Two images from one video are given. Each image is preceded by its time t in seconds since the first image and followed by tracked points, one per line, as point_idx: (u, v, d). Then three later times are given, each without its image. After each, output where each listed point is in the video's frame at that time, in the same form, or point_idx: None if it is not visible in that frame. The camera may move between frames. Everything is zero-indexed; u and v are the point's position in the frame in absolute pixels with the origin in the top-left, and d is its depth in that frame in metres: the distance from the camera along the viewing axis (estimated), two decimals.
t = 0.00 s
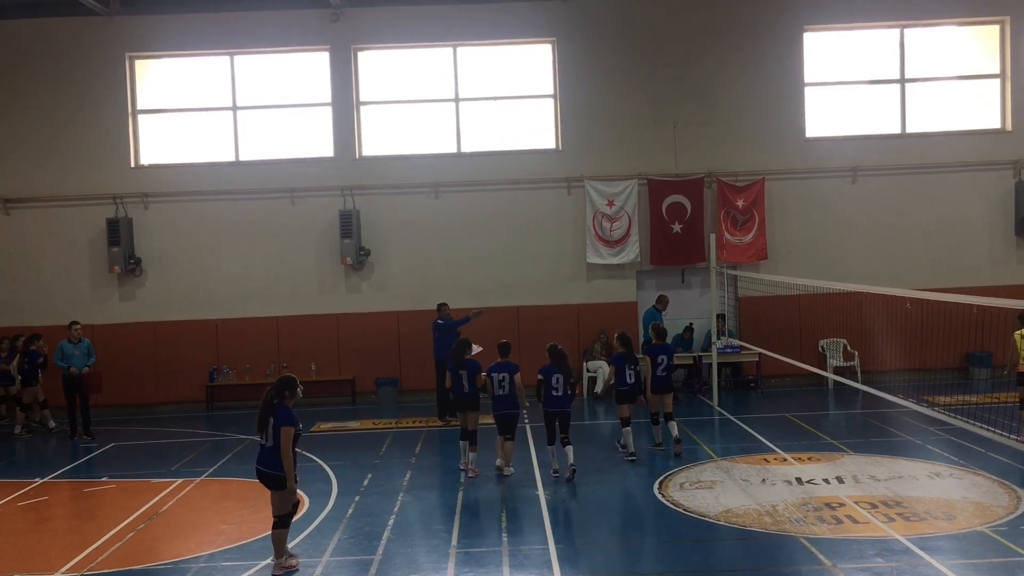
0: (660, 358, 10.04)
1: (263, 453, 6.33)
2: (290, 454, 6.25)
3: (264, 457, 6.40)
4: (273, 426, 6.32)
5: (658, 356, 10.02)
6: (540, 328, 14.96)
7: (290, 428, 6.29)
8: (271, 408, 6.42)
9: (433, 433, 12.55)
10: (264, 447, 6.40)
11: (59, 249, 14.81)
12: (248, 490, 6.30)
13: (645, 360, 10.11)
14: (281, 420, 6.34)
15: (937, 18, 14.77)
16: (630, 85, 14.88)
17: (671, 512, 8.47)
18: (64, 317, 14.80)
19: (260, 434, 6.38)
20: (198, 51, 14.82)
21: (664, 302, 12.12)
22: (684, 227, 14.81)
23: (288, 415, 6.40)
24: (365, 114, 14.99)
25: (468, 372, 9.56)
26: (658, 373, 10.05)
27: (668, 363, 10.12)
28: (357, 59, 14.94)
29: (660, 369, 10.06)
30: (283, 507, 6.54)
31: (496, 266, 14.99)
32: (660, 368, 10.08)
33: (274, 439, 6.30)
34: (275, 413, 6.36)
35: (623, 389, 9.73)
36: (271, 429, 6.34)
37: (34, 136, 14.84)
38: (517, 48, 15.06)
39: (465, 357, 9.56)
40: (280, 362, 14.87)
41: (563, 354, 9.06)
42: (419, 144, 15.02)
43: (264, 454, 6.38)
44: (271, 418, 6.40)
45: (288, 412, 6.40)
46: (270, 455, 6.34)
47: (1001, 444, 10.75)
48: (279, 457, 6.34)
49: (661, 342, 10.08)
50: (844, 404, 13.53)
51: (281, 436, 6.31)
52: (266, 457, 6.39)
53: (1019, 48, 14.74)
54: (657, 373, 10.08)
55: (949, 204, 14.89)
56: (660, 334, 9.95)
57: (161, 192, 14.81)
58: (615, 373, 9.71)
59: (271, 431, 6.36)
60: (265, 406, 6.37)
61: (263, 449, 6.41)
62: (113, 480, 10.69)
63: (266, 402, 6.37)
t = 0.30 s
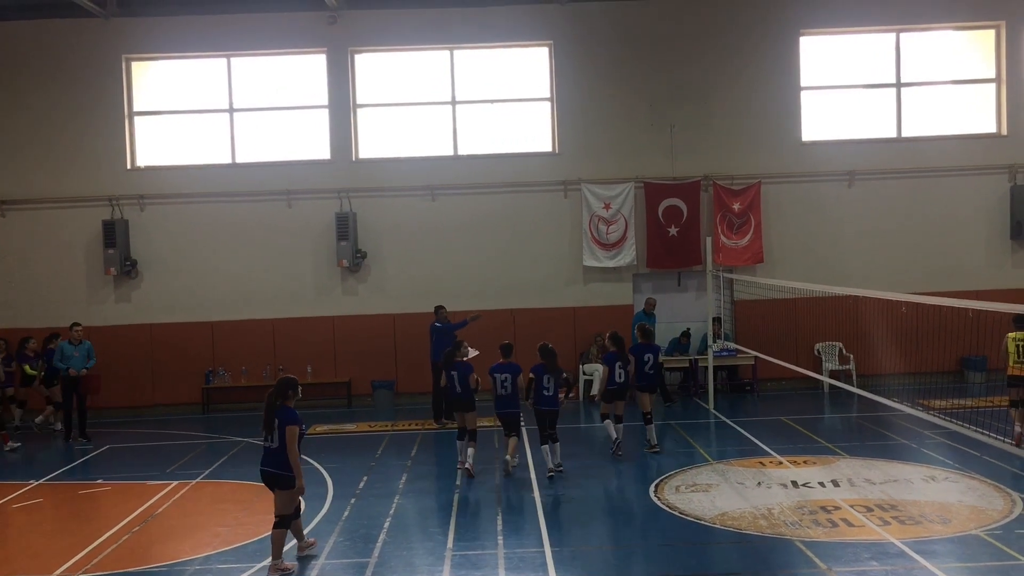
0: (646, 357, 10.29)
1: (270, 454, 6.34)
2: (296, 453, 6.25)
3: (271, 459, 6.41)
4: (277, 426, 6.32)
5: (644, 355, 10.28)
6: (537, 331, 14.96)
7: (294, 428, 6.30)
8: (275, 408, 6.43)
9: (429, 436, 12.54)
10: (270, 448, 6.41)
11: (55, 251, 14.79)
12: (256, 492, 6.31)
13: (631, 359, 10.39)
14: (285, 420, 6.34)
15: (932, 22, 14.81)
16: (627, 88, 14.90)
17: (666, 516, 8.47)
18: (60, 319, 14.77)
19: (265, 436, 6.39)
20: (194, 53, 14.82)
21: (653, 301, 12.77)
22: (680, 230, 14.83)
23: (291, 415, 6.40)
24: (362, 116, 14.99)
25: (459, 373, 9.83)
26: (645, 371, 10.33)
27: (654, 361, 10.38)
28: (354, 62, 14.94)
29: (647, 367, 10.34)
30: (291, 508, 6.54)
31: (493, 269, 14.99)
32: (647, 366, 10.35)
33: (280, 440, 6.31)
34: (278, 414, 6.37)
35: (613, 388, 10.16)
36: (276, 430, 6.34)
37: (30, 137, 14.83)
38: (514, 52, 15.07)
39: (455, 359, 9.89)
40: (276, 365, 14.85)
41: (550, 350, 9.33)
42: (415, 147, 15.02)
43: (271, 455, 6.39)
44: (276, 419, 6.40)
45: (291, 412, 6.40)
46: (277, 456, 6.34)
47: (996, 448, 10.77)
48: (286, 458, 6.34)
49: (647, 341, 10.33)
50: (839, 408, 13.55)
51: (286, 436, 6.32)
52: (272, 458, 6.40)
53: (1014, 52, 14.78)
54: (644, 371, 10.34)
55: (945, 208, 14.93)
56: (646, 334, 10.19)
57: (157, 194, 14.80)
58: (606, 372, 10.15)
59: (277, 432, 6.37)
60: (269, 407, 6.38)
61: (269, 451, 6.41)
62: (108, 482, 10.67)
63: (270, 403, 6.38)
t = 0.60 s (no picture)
0: (637, 357, 10.58)
1: (289, 450, 6.49)
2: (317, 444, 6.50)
3: (286, 454, 6.55)
4: (294, 422, 6.47)
5: (635, 355, 10.56)
6: (535, 333, 14.97)
7: (309, 420, 6.50)
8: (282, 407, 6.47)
9: (427, 438, 12.54)
10: (285, 444, 6.54)
11: (53, 252, 14.79)
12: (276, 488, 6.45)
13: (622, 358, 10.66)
14: (297, 414, 6.50)
15: (931, 25, 14.83)
16: (626, 91, 14.91)
17: (664, 518, 8.49)
18: (58, 321, 14.77)
19: (280, 433, 6.49)
20: (194, 55, 14.83)
21: (645, 303, 13.42)
22: (679, 233, 14.85)
23: (300, 408, 6.57)
24: (361, 118, 15.00)
25: (455, 372, 9.99)
26: (636, 370, 10.62)
27: (644, 361, 10.68)
28: (353, 64, 14.95)
29: (637, 367, 10.62)
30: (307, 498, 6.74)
31: (492, 271, 15.00)
32: (637, 366, 10.63)
33: (298, 434, 6.47)
34: (289, 412, 6.46)
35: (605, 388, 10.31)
36: (292, 425, 6.48)
37: (29, 139, 14.83)
38: (513, 54, 15.08)
39: (452, 357, 9.97)
40: (274, 366, 14.85)
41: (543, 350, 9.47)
42: (414, 149, 15.03)
43: (287, 450, 6.53)
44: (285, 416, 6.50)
45: (301, 405, 6.57)
46: (296, 450, 6.52)
47: (995, 450, 10.78)
48: (304, 451, 6.54)
49: (637, 341, 10.61)
50: (838, 410, 13.57)
51: (302, 430, 6.49)
52: (288, 454, 6.54)
53: (1012, 56, 14.81)
54: (634, 370, 10.64)
55: (943, 211, 14.95)
56: (637, 335, 10.48)
57: (156, 196, 14.80)
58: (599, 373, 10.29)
59: (290, 428, 6.50)
60: (278, 408, 6.41)
61: (284, 447, 6.53)
62: (107, 483, 10.67)
63: (278, 404, 6.41)
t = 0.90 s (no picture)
0: (629, 356, 10.77)
1: (304, 445, 6.70)
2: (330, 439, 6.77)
3: (300, 449, 6.73)
4: (309, 418, 6.68)
5: (627, 354, 10.76)
6: (536, 335, 14.97)
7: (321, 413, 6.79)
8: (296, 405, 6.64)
9: (427, 440, 12.54)
10: (298, 440, 6.71)
11: (53, 253, 14.79)
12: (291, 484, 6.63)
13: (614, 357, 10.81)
14: (311, 410, 6.73)
15: (932, 28, 14.84)
16: (627, 93, 14.92)
17: (664, 520, 8.49)
18: (58, 321, 14.77)
19: (295, 429, 6.66)
20: (195, 56, 14.83)
21: (645, 304, 13.42)
22: (679, 235, 14.85)
23: (310, 405, 6.79)
24: (362, 119, 15.00)
25: (461, 372, 10.03)
26: (628, 369, 10.80)
27: (636, 360, 10.87)
28: (354, 65, 14.96)
29: (630, 366, 10.81)
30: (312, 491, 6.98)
31: (492, 272, 15.00)
32: (630, 365, 10.81)
33: (314, 429, 6.71)
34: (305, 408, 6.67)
35: (597, 388, 10.44)
36: (307, 421, 6.69)
37: (30, 140, 14.83)
38: (514, 55, 15.09)
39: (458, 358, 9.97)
40: (275, 368, 14.85)
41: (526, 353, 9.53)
42: (415, 150, 15.03)
43: (300, 446, 6.72)
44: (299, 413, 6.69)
45: (312, 402, 6.78)
46: (311, 445, 6.74)
47: (995, 453, 10.78)
48: (317, 446, 6.78)
49: (628, 339, 10.79)
50: (838, 412, 13.57)
51: (316, 426, 6.73)
52: (302, 449, 6.73)
53: (1013, 58, 14.81)
54: (626, 369, 10.82)
55: (944, 213, 14.95)
56: (628, 334, 10.65)
57: (157, 197, 14.81)
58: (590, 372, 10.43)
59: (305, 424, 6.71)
60: (296, 405, 6.58)
61: (297, 442, 6.72)
62: (107, 484, 10.67)
63: (296, 402, 6.58)
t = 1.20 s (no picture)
0: (619, 356, 10.89)
1: (319, 437, 7.40)
2: (337, 430, 7.63)
3: (312, 441, 7.40)
4: (324, 411, 7.45)
5: (617, 354, 10.88)
6: (538, 335, 14.97)
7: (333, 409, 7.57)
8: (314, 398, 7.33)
9: (429, 440, 12.53)
10: (312, 432, 7.38)
11: (57, 253, 14.81)
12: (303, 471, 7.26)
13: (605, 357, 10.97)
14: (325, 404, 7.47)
15: (935, 28, 14.83)
16: (630, 93, 14.91)
17: (667, 520, 8.48)
18: (62, 321, 14.78)
19: (312, 421, 7.34)
20: (198, 55, 14.84)
21: (653, 303, 13.49)
22: (682, 235, 14.84)
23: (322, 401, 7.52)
24: (365, 119, 15.00)
25: (469, 371, 10.40)
26: (618, 369, 10.92)
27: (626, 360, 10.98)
28: (357, 65, 14.97)
29: (620, 366, 10.91)
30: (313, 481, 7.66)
31: (495, 272, 14.99)
32: (619, 365, 10.93)
33: (327, 422, 7.46)
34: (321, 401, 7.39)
35: (594, 386, 10.72)
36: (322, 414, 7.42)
37: (33, 139, 14.85)
38: (517, 56, 15.09)
39: (468, 357, 10.50)
40: (278, 367, 14.85)
41: (503, 352, 9.68)
42: (418, 150, 15.03)
43: (314, 437, 7.40)
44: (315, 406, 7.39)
45: (322, 398, 7.57)
46: (322, 436, 7.47)
47: (998, 454, 10.76)
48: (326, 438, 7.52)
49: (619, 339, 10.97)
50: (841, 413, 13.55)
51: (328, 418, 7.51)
52: (315, 441, 7.40)
53: (1017, 59, 14.80)
54: (616, 369, 10.94)
55: (948, 214, 14.93)
56: (619, 333, 10.81)
57: (160, 196, 14.82)
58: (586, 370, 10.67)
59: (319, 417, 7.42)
60: (317, 399, 7.28)
61: (311, 434, 7.39)
62: (109, 483, 10.68)
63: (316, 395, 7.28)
